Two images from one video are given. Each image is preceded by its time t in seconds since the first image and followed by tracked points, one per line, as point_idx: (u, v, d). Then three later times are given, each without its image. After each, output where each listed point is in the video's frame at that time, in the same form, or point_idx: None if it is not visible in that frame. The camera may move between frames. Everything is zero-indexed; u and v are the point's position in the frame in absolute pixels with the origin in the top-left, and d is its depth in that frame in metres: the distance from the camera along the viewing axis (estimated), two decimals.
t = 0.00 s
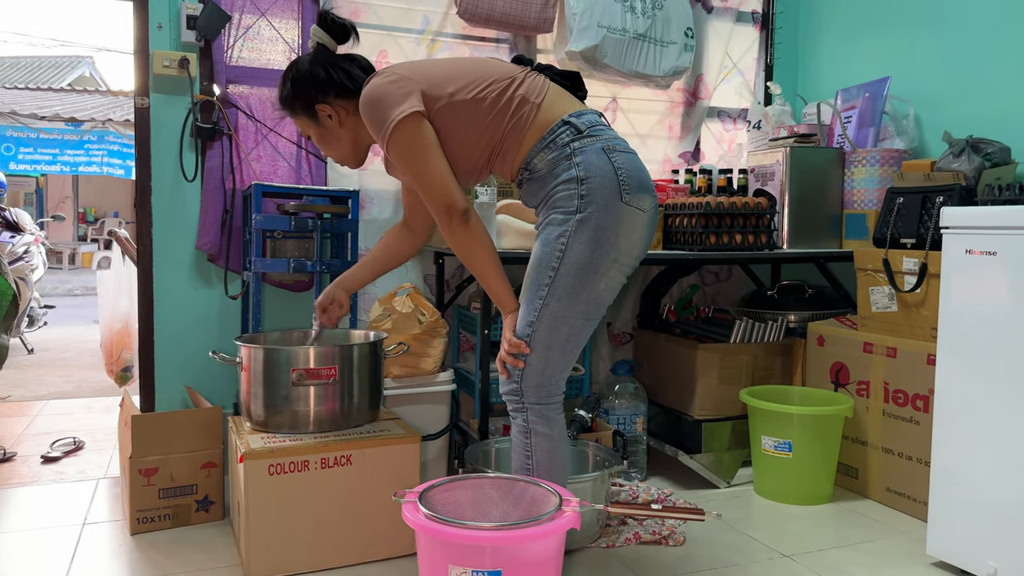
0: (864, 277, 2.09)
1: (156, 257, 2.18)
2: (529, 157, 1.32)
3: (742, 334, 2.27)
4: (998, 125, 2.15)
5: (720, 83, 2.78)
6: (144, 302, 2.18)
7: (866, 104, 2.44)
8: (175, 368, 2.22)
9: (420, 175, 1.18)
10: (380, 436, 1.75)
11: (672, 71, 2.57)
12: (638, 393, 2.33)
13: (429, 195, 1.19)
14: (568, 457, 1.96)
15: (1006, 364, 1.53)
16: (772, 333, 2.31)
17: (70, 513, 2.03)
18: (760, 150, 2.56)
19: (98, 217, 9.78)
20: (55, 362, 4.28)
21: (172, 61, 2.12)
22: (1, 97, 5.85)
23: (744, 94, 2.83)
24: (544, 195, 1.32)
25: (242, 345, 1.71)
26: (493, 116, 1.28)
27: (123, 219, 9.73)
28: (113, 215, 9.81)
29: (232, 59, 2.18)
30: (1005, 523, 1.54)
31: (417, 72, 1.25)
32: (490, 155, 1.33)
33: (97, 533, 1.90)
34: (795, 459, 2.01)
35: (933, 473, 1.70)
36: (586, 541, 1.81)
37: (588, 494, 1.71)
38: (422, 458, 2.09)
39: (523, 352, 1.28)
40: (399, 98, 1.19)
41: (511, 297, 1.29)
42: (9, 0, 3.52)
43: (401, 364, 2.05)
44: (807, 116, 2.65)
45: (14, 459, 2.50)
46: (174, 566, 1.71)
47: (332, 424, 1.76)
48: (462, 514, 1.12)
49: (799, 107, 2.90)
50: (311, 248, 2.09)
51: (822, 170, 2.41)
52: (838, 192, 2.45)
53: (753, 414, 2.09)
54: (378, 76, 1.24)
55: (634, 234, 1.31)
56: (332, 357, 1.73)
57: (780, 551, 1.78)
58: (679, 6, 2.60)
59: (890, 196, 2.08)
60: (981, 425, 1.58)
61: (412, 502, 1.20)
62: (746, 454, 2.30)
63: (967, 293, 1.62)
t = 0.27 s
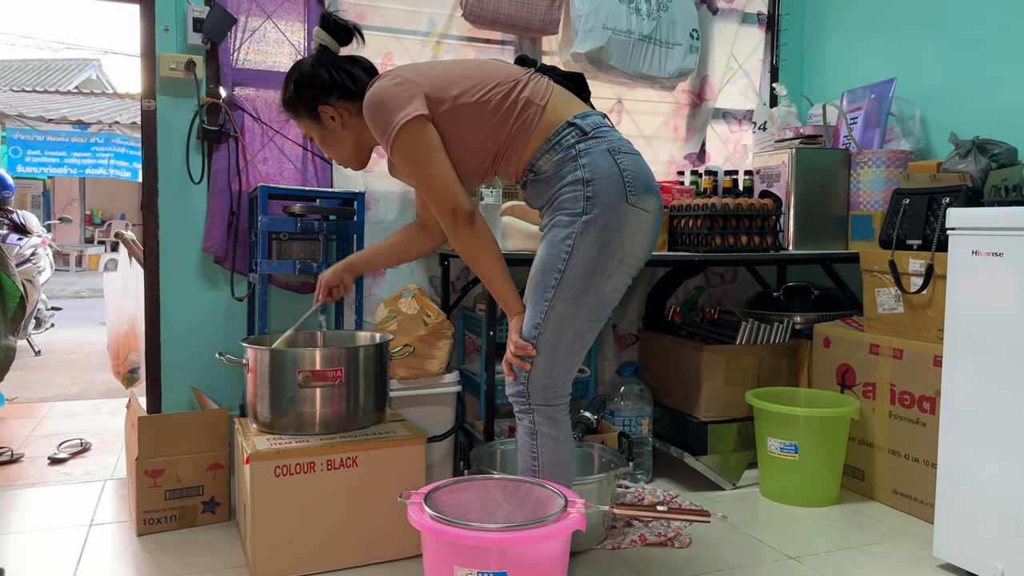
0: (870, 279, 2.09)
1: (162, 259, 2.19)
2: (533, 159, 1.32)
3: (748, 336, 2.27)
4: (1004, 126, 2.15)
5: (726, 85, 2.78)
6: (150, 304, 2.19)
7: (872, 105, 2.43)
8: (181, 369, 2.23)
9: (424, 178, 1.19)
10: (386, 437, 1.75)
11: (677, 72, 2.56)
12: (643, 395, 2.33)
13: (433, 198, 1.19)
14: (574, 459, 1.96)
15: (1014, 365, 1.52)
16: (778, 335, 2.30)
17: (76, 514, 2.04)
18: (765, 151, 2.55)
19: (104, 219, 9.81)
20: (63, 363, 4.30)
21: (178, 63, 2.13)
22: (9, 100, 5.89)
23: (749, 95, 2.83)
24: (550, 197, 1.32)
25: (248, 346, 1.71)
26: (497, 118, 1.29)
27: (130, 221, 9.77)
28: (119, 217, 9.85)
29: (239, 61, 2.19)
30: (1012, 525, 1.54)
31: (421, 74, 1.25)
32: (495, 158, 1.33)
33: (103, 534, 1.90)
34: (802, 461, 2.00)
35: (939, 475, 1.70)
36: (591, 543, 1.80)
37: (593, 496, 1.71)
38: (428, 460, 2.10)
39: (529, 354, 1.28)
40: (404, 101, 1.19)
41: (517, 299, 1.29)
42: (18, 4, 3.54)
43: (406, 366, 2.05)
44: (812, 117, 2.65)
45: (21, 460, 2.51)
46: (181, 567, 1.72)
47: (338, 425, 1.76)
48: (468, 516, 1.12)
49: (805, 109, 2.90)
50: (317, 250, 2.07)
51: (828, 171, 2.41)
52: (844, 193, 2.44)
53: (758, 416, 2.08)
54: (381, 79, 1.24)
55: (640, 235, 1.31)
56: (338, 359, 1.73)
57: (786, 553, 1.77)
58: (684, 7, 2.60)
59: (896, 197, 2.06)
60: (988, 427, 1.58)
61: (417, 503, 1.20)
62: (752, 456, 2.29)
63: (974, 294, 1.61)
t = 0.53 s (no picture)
0: (873, 280, 2.08)
1: (165, 261, 2.19)
2: (535, 161, 1.32)
3: (751, 337, 2.28)
4: (1006, 127, 2.14)
5: (728, 86, 2.78)
6: (154, 306, 2.19)
7: (875, 105, 2.43)
8: (184, 370, 2.23)
9: (427, 179, 1.19)
10: (388, 438, 1.75)
11: (680, 73, 2.57)
12: (646, 396, 2.33)
13: (436, 199, 1.19)
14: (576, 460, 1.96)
15: (1017, 366, 1.52)
16: (782, 336, 2.31)
17: (79, 516, 2.04)
18: (768, 152, 2.55)
19: (108, 221, 9.83)
20: (67, 365, 4.31)
21: (182, 65, 2.14)
22: (14, 102, 5.90)
23: (752, 96, 2.83)
24: (551, 198, 1.32)
25: (251, 347, 1.72)
26: (499, 120, 1.29)
27: (133, 223, 9.79)
28: (123, 218, 9.88)
29: (242, 63, 2.20)
30: (1015, 527, 1.53)
31: (422, 76, 1.25)
32: (496, 159, 1.33)
33: (106, 535, 1.91)
34: (804, 462, 2.00)
35: (942, 476, 1.69)
36: (594, 544, 1.80)
37: (595, 497, 1.70)
38: (430, 461, 2.10)
39: (530, 356, 1.28)
40: (406, 102, 1.19)
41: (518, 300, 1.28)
42: (23, 7, 3.56)
43: (409, 367, 2.06)
44: (815, 118, 2.65)
45: (25, 461, 2.52)
46: (184, 568, 1.72)
47: (340, 426, 1.76)
48: (469, 517, 1.12)
49: (808, 110, 2.90)
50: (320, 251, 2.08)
51: (830, 172, 2.41)
52: (847, 194, 2.44)
53: (761, 417, 2.08)
54: (383, 80, 1.24)
55: (641, 235, 1.31)
56: (340, 360, 1.73)
57: (789, 554, 1.77)
58: (687, 8, 2.60)
59: (899, 198, 2.08)
60: (990, 428, 1.57)
61: (419, 504, 1.19)
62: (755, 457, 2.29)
63: (977, 295, 1.61)
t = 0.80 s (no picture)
0: (875, 280, 2.08)
1: (167, 263, 2.20)
2: (539, 163, 1.32)
3: (753, 337, 2.29)
4: (1007, 127, 2.14)
5: (729, 87, 2.78)
6: (155, 307, 2.20)
7: (876, 106, 2.43)
8: (186, 372, 2.23)
9: (431, 181, 1.18)
10: (389, 440, 1.75)
11: (681, 74, 2.56)
12: (647, 397, 2.33)
13: (440, 201, 1.19)
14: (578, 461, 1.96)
15: (1019, 367, 1.52)
16: (783, 337, 2.31)
17: (81, 517, 2.05)
18: (769, 153, 2.55)
19: (110, 222, 9.84)
20: (69, 366, 4.32)
21: (183, 67, 2.14)
22: (15, 104, 5.91)
23: (753, 97, 2.82)
24: (556, 200, 1.32)
25: (253, 349, 1.72)
26: (502, 122, 1.29)
27: (135, 224, 9.80)
28: (125, 220, 9.90)
29: (243, 65, 2.20)
30: (1017, 528, 1.53)
31: (425, 78, 1.25)
32: (499, 162, 1.33)
33: (108, 536, 1.91)
34: (806, 463, 2.00)
35: (944, 477, 1.69)
36: (595, 545, 1.80)
37: (597, 498, 1.70)
38: (431, 462, 2.10)
39: (535, 357, 1.28)
40: (409, 104, 1.19)
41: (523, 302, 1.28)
42: (24, 9, 3.56)
43: (410, 368, 2.06)
44: (816, 119, 2.65)
45: (27, 462, 2.52)
46: (185, 569, 1.72)
47: (342, 428, 1.76)
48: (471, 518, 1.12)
49: (809, 110, 2.90)
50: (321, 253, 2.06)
51: (832, 173, 2.40)
52: (848, 195, 2.44)
53: (763, 418, 2.08)
54: (385, 83, 1.24)
55: (647, 237, 1.31)
56: (342, 361, 1.73)
57: (790, 555, 1.77)
58: (688, 9, 2.60)
59: (900, 199, 2.07)
60: (992, 429, 1.57)
61: (421, 505, 1.19)
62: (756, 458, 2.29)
63: (979, 296, 1.61)
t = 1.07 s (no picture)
0: (875, 281, 2.08)
1: (167, 264, 2.20)
2: (540, 163, 1.32)
3: (753, 338, 2.29)
4: (1007, 128, 2.14)
5: (730, 87, 2.78)
6: (156, 308, 2.20)
7: (877, 106, 2.43)
8: (186, 373, 2.23)
9: (432, 182, 1.18)
10: (389, 441, 1.75)
11: (681, 75, 2.56)
12: (648, 398, 2.33)
13: (441, 202, 1.19)
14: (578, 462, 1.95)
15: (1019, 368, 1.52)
16: (783, 338, 2.31)
17: (82, 518, 2.05)
18: (770, 153, 2.55)
19: (110, 223, 9.83)
20: (70, 367, 4.32)
21: (183, 68, 2.14)
22: (15, 105, 5.91)
23: (753, 97, 2.83)
24: (557, 201, 1.32)
25: (253, 350, 1.72)
26: (502, 122, 1.28)
27: (136, 225, 9.81)
28: (126, 221, 9.91)
29: (243, 66, 2.20)
30: (1018, 529, 1.53)
31: (426, 78, 1.25)
32: (500, 162, 1.33)
33: (109, 538, 1.91)
34: (807, 464, 2.00)
35: (945, 478, 1.69)
36: (596, 546, 1.80)
37: (597, 499, 1.70)
38: (432, 463, 2.10)
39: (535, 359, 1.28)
40: (410, 105, 1.19)
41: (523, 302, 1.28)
42: (25, 10, 3.56)
43: (410, 369, 2.06)
44: (817, 119, 2.65)
45: (28, 463, 2.52)
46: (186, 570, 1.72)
47: (342, 429, 1.76)
48: (471, 519, 1.11)
49: (810, 111, 2.89)
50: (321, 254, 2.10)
51: (833, 174, 2.40)
52: (849, 196, 2.44)
53: (763, 419, 2.08)
54: (386, 83, 1.24)
55: (647, 239, 1.31)
56: (342, 362, 1.73)
57: (791, 556, 1.77)
58: (688, 10, 2.60)
59: (901, 199, 2.07)
60: (992, 430, 1.57)
61: (420, 507, 1.19)
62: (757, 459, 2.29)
63: (979, 297, 1.60)
